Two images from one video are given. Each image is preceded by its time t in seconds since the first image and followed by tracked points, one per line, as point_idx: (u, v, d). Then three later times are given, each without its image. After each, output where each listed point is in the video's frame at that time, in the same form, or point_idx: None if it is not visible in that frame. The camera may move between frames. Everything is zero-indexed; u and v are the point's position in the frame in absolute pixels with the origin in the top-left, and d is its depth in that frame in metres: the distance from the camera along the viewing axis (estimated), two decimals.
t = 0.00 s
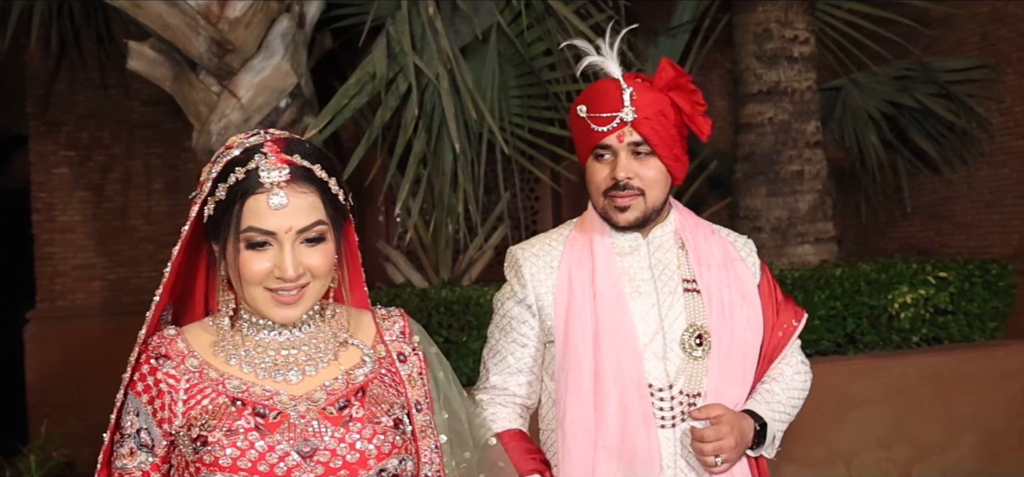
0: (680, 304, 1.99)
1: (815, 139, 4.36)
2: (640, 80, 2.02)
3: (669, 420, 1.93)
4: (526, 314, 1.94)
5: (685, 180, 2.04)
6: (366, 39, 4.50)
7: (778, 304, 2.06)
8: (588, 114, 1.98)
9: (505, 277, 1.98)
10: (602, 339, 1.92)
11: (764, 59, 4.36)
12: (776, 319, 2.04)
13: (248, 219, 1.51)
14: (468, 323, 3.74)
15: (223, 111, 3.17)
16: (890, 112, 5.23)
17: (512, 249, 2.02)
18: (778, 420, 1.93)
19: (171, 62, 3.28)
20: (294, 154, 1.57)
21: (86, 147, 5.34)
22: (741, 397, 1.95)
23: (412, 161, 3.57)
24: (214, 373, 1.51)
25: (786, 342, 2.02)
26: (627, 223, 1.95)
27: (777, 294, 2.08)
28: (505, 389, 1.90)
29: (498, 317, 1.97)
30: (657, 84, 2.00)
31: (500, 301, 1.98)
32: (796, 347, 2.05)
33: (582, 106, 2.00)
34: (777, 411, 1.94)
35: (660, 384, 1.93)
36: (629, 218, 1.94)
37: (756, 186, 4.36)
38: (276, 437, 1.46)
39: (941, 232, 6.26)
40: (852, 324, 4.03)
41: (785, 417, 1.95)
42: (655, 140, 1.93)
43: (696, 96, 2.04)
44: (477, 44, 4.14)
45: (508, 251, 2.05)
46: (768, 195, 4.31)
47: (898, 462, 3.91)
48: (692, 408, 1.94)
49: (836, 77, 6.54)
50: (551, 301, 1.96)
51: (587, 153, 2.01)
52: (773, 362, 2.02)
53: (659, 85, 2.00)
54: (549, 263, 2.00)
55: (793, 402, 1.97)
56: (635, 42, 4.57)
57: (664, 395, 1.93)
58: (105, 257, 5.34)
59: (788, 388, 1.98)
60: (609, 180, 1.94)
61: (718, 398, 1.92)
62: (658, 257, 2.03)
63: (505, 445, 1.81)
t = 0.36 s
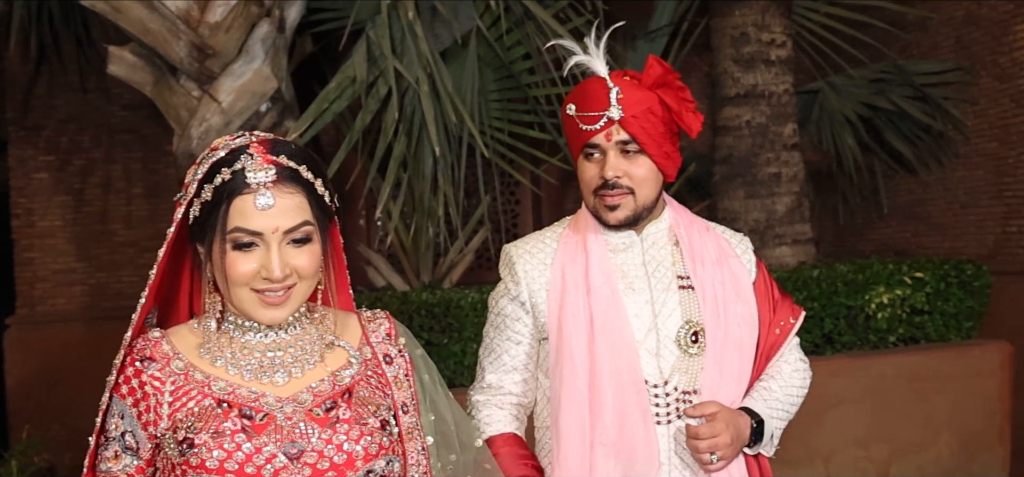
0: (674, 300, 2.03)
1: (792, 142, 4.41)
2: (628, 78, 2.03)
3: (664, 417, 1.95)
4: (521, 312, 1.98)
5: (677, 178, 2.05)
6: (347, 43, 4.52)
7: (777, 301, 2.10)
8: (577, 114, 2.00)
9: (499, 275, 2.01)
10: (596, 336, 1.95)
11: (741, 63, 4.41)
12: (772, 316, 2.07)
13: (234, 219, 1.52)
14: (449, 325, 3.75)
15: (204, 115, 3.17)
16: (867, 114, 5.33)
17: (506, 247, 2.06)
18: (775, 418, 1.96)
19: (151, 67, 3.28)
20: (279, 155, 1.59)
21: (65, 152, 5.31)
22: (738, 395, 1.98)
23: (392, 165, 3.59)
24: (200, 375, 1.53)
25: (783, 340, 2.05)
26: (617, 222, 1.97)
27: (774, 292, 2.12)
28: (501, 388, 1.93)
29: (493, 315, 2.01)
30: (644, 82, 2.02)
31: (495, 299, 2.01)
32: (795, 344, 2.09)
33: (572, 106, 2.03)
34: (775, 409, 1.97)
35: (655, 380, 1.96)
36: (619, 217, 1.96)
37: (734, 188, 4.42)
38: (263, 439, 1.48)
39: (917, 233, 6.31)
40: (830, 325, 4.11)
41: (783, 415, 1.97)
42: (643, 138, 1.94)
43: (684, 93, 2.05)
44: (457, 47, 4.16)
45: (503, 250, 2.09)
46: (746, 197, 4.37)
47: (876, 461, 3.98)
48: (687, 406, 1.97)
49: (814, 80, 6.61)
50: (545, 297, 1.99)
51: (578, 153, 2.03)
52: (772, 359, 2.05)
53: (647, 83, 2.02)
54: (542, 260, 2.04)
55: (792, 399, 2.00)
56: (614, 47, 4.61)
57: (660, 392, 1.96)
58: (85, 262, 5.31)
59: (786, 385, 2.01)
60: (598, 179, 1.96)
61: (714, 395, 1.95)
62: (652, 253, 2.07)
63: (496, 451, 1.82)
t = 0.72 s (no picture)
0: (669, 300, 2.06)
1: (772, 143, 4.45)
2: (616, 77, 2.05)
3: (659, 418, 1.98)
4: (515, 312, 2.01)
5: (669, 176, 2.06)
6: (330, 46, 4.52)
7: (773, 302, 2.12)
8: (566, 113, 2.03)
9: (494, 276, 2.05)
10: (591, 336, 1.98)
11: (722, 65, 4.46)
12: (768, 316, 2.09)
13: (227, 220, 1.53)
14: (433, 328, 3.77)
15: (187, 120, 3.17)
16: (846, 116, 5.40)
17: (501, 248, 2.10)
18: (770, 417, 1.98)
19: (134, 71, 3.29)
20: (271, 155, 1.60)
21: (47, 157, 5.27)
22: (732, 394, 2.00)
23: (375, 168, 3.60)
24: (191, 378, 1.54)
25: (778, 339, 2.07)
26: (608, 221, 1.99)
27: (769, 291, 2.14)
28: (497, 389, 1.96)
29: (489, 316, 2.04)
30: (631, 80, 2.03)
31: (490, 300, 2.04)
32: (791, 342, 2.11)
33: (561, 106, 2.06)
34: (769, 407, 1.99)
35: (650, 381, 1.99)
36: (609, 216, 1.98)
37: (715, 190, 4.46)
38: (256, 441, 1.49)
39: (896, 234, 6.37)
40: (811, 325, 4.17)
41: (777, 415, 1.99)
42: (632, 137, 1.96)
43: (672, 89, 2.06)
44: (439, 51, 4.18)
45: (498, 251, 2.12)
46: (727, 198, 4.42)
47: (857, 460, 4.03)
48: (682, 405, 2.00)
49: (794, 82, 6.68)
50: (539, 298, 2.02)
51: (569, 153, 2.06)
52: (768, 359, 2.07)
53: (635, 81, 2.03)
54: (536, 260, 2.06)
55: (786, 398, 2.02)
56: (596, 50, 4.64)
57: (655, 393, 1.98)
58: (67, 266, 5.28)
59: (781, 385, 2.03)
60: (588, 179, 1.98)
61: (708, 394, 1.98)
62: (646, 253, 2.09)
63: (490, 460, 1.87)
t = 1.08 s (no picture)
0: (662, 303, 2.05)
1: (754, 146, 4.50)
2: (605, 79, 2.07)
3: (653, 422, 1.98)
4: (508, 317, 2.01)
5: (661, 177, 2.07)
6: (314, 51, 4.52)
7: (765, 302, 2.14)
8: (555, 116, 2.04)
9: (486, 280, 2.05)
10: (584, 341, 1.97)
11: (704, 69, 4.49)
12: (761, 317, 2.11)
13: (223, 220, 1.54)
14: (418, 331, 3.78)
15: (171, 125, 3.17)
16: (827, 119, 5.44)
17: (493, 252, 2.10)
18: (763, 420, 2.00)
19: (119, 77, 3.29)
20: (267, 155, 1.61)
21: (30, 163, 5.25)
22: (725, 397, 2.01)
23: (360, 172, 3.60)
24: (185, 380, 1.54)
25: (771, 341, 2.09)
26: (599, 222, 2.00)
27: (762, 292, 2.15)
28: (491, 395, 1.96)
29: (481, 321, 2.04)
30: (620, 82, 2.05)
31: (483, 305, 2.05)
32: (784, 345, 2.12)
33: (550, 109, 2.07)
34: (763, 411, 2.01)
35: (643, 385, 1.98)
36: (601, 218, 1.99)
37: (697, 192, 4.50)
38: (252, 442, 1.49)
39: (878, 236, 6.44)
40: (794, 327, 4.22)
41: (770, 418, 2.01)
42: (621, 138, 1.97)
43: (661, 90, 2.07)
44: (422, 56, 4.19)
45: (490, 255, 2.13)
46: (710, 201, 4.46)
47: (840, 460, 4.07)
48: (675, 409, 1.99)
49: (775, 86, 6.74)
50: (532, 302, 2.02)
51: (559, 155, 2.07)
52: (761, 361, 2.09)
53: (623, 82, 2.05)
54: (528, 264, 2.06)
55: (779, 401, 2.04)
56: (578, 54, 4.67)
57: (648, 397, 1.98)
58: (51, 271, 5.25)
59: (773, 387, 2.05)
60: (578, 181, 1.99)
61: (702, 398, 1.98)
62: (639, 256, 2.09)
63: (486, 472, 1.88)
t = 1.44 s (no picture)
0: (648, 306, 2.07)
1: (730, 149, 4.55)
2: (585, 79, 2.09)
3: (640, 427, 1.99)
4: (491, 322, 2.02)
5: (643, 178, 2.10)
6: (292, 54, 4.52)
7: (750, 303, 2.15)
8: (535, 118, 2.06)
9: (469, 285, 2.05)
10: (569, 345, 1.98)
11: (680, 72, 4.54)
12: (746, 318, 2.12)
13: (213, 218, 1.53)
14: (396, 334, 3.79)
15: (149, 129, 3.18)
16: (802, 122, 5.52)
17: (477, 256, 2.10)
18: (747, 423, 2.01)
19: (96, 81, 3.25)
20: (258, 154, 1.61)
21: (6, 167, 5.18)
22: (709, 400, 2.03)
23: (338, 176, 3.62)
24: (173, 379, 1.54)
25: (757, 342, 2.10)
26: (581, 225, 2.03)
27: (747, 292, 2.17)
28: (477, 401, 1.97)
29: (465, 326, 2.04)
30: (601, 82, 2.07)
31: (467, 310, 2.05)
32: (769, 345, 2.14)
33: (531, 110, 2.09)
34: (746, 414, 2.02)
35: (630, 390, 1.99)
36: (583, 220, 2.02)
37: (674, 195, 4.55)
38: (242, 441, 1.50)
39: (853, 238, 6.52)
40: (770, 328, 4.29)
41: (754, 421, 2.03)
42: (601, 139, 1.99)
43: (642, 90, 2.10)
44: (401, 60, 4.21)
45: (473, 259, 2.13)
46: (687, 203, 4.51)
47: (816, 460, 4.13)
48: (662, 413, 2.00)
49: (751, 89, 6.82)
50: (515, 307, 2.02)
51: (540, 157, 2.09)
52: (746, 362, 2.10)
53: (604, 82, 2.07)
54: (512, 269, 2.07)
55: (763, 403, 2.05)
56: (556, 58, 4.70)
57: (634, 401, 1.99)
58: (28, 276, 5.19)
59: (758, 389, 2.06)
60: (560, 184, 2.01)
61: (687, 401, 2.00)
62: (623, 260, 2.10)
63: None
